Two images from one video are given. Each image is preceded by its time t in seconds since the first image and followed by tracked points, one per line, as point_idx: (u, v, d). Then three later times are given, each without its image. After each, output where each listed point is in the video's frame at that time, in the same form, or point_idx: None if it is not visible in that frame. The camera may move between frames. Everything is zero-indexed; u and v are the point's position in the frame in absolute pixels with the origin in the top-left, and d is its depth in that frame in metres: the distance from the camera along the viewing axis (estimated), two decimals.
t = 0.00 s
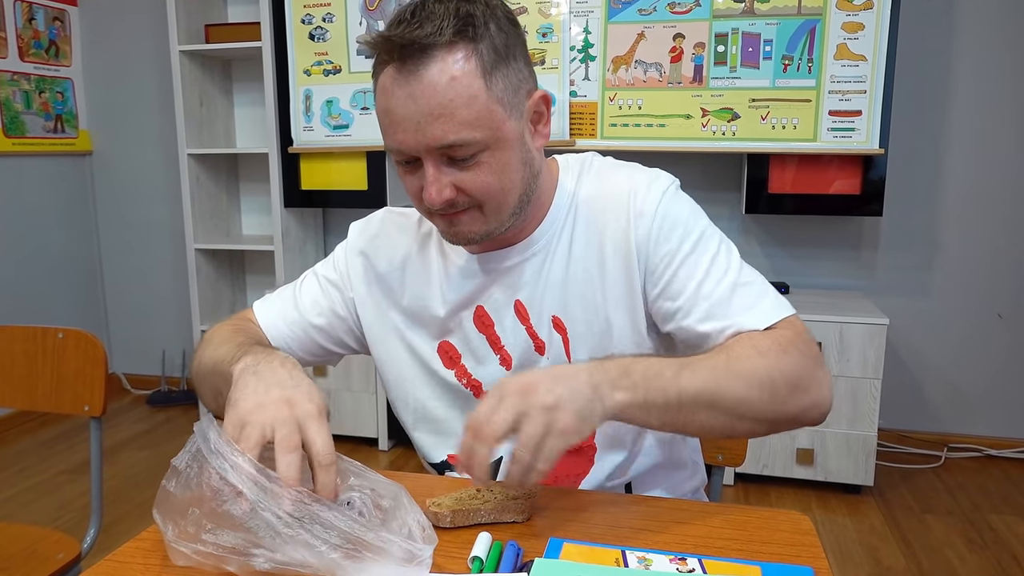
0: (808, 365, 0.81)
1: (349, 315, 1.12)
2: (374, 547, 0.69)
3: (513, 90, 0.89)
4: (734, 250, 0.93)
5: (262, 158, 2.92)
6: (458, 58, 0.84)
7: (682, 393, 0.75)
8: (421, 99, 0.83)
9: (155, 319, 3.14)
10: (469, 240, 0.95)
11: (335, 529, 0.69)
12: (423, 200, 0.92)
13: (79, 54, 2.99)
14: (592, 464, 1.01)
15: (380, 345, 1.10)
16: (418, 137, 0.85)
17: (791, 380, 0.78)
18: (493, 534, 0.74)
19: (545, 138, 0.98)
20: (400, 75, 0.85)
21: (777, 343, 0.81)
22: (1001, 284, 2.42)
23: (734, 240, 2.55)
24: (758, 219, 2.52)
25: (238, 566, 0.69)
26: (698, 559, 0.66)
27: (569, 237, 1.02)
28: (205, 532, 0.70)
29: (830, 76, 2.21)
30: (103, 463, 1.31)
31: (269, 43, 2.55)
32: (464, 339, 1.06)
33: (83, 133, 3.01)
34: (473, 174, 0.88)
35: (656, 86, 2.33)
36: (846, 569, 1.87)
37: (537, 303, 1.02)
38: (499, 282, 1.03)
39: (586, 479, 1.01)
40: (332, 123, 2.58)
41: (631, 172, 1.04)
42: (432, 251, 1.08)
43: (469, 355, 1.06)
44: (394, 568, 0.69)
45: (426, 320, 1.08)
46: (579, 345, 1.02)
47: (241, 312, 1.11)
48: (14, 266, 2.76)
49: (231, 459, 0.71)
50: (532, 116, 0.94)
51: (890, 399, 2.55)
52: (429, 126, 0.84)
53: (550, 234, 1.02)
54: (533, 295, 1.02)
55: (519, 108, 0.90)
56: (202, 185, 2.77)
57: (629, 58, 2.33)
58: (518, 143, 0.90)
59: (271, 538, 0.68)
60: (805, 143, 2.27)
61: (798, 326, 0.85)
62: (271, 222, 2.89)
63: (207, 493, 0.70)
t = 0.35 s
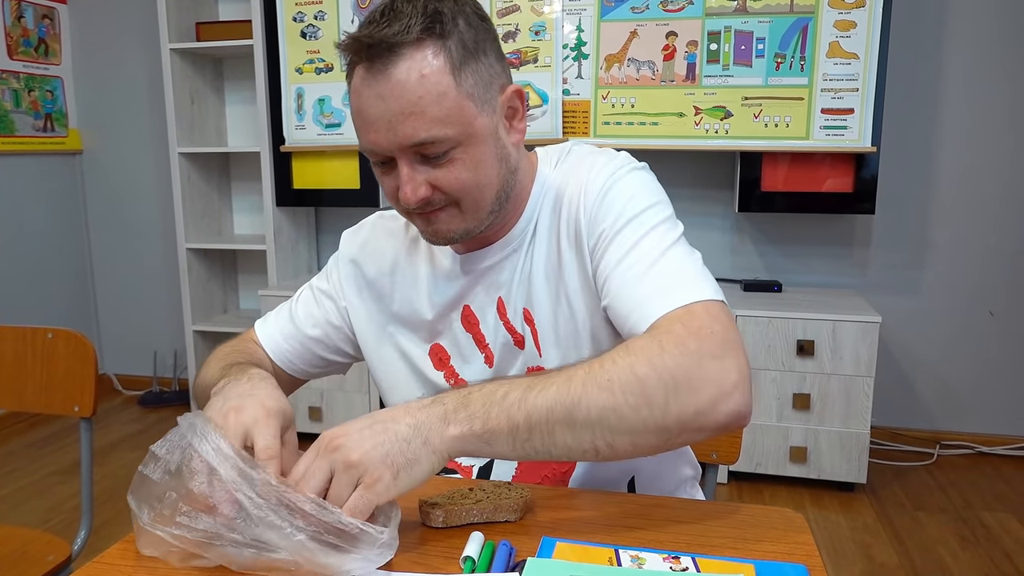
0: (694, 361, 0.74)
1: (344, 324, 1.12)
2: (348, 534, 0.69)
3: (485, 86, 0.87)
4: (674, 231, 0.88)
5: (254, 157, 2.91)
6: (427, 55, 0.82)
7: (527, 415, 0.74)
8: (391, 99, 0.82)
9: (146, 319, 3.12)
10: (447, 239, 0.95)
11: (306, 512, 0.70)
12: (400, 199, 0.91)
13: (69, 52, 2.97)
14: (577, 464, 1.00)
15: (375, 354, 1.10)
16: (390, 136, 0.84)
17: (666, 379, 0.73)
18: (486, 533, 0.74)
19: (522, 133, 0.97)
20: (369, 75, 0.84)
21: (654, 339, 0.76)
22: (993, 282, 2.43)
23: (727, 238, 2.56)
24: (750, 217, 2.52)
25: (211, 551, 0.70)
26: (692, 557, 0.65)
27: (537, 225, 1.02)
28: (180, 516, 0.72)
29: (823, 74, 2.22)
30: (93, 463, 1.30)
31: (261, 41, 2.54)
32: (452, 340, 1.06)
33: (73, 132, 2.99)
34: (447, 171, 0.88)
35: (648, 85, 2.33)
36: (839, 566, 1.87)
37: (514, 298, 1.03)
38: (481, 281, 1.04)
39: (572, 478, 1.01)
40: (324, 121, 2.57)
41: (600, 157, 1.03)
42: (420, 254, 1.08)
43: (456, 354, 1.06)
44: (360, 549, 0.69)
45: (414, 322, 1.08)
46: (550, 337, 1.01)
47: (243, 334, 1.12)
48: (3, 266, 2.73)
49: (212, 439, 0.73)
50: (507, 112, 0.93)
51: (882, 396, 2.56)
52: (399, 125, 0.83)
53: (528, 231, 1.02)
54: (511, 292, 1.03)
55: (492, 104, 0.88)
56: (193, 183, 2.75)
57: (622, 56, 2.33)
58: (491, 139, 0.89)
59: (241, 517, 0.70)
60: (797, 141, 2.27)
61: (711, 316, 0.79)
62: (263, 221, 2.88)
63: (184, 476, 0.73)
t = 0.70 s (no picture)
0: (670, 372, 0.74)
1: (329, 336, 1.11)
2: (354, 537, 0.68)
3: (449, 84, 0.87)
4: (648, 228, 0.88)
5: (247, 158, 2.90)
6: (388, 56, 0.82)
7: (512, 441, 0.71)
8: (354, 102, 0.82)
9: (138, 320, 3.10)
10: (423, 240, 0.94)
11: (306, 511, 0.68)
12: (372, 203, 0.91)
13: (60, 52, 2.95)
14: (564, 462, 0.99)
15: (361, 365, 1.09)
16: (357, 139, 0.83)
17: (646, 393, 0.73)
18: (480, 534, 0.73)
19: (489, 131, 0.96)
20: (334, 80, 0.83)
21: (631, 351, 0.75)
22: (986, 284, 2.43)
23: (720, 239, 2.56)
24: (744, 219, 2.53)
25: (207, 552, 0.69)
26: (688, 558, 0.65)
27: (511, 220, 1.01)
28: (174, 516, 0.71)
29: (816, 76, 2.22)
30: (83, 465, 1.29)
31: (253, 43, 2.53)
32: (435, 342, 1.06)
33: (64, 133, 2.97)
34: (417, 172, 0.87)
35: (642, 86, 2.33)
36: (833, 567, 1.87)
37: (492, 296, 1.02)
38: (459, 283, 1.04)
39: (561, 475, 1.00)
40: (317, 122, 2.55)
41: (573, 151, 1.02)
42: (399, 258, 1.08)
43: (440, 357, 1.06)
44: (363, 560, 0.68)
45: (396, 326, 1.07)
46: (530, 335, 1.00)
47: (230, 354, 1.11)
48: None
49: (220, 441, 0.75)
50: (474, 109, 0.92)
51: (876, 398, 2.56)
52: (366, 127, 0.82)
53: (502, 228, 1.01)
54: (490, 291, 1.03)
55: (458, 102, 0.88)
56: (184, 184, 2.73)
57: (616, 58, 2.33)
58: (460, 136, 0.89)
59: (243, 524, 0.69)
60: (790, 143, 2.27)
61: (686, 320, 0.79)
62: (255, 222, 2.87)
63: (183, 482, 0.72)
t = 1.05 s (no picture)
0: (694, 373, 0.75)
1: (324, 337, 1.10)
2: (368, 537, 0.68)
3: (434, 77, 0.86)
4: (654, 228, 0.89)
5: (240, 159, 2.88)
6: (371, 53, 0.81)
7: (550, 460, 0.72)
8: (339, 99, 0.81)
9: (130, 323, 3.08)
10: (415, 238, 0.93)
11: (317, 502, 0.67)
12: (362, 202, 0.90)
13: (52, 52, 2.93)
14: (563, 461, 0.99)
15: (356, 366, 1.08)
16: (344, 136, 0.82)
17: (675, 398, 0.74)
18: (480, 533, 0.72)
19: (478, 125, 0.95)
20: (318, 79, 0.82)
21: (656, 357, 0.75)
22: (980, 284, 2.44)
23: (715, 240, 2.56)
24: (739, 220, 2.53)
25: (204, 547, 0.67)
26: (691, 555, 0.64)
27: (506, 219, 1.01)
28: (171, 507, 0.68)
29: (811, 77, 2.22)
30: (75, 467, 1.27)
31: (247, 43, 2.52)
32: (431, 343, 1.05)
33: (56, 134, 2.95)
34: (406, 167, 0.86)
35: (637, 87, 2.33)
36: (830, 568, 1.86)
37: (488, 295, 1.02)
38: (453, 282, 1.03)
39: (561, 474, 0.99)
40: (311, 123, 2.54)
41: (564, 149, 1.02)
42: (393, 256, 1.08)
43: (435, 357, 1.05)
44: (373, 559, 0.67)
45: (391, 327, 1.06)
46: (530, 335, 1.00)
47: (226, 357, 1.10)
48: None
49: (217, 427, 0.70)
50: (460, 103, 0.92)
51: (871, 398, 2.57)
52: (352, 124, 0.82)
53: (496, 226, 1.00)
54: (486, 290, 1.02)
55: (444, 96, 0.87)
56: (177, 185, 2.71)
57: (612, 58, 2.33)
58: (447, 130, 0.88)
59: (250, 524, 0.66)
60: (785, 143, 2.27)
61: (703, 320, 0.80)
62: (248, 224, 2.85)
63: (183, 474, 0.68)
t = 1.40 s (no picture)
0: (712, 372, 0.74)
1: (317, 341, 1.08)
2: (343, 543, 0.66)
3: (436, 72, 0.85)
4: (660, 228, 0.88)
5: (232, 162, 2.86)
6: (372, 44, 0.80)
7: (564, 457, 0.70)
8: (339, 91, 0.80)
9: (121, 327, 3.05)
10: (413, 237, 0.92)
11: (298, 501, 0.67)
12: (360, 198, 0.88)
13: (42, 54, 2.90)
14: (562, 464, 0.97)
15: (351, 370, 1.06)
16: (343, 130, 0.81)
17: (691, 397, 0.73)
18: (476, 539, 0.70)
19: (478, 122, 0.95)
20: (317, 71, 0.81)
21: (674, 355, 0.74)
22: (974, 287, 2.44)
23: (710, 244, 2.55)
24: (733, 223, 2.52)
25: (179, 546, 0.67)
26: (693, 561, 0.63)
27: (506, 216, 0.99)
28: (147, 504, 0.69)
29: (806, 79, 2.22)
30: (61, 473, 1.25)
31: (239, 45, 2.49)
32: (427, 347, 1.03)
33: (46, 136, 2.93)
34: (405, 163, 0.85)
35: (632, 89, 2.32)
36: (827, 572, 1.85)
37: (486, 298, 1.00)
38: (451, 284, 1.01)
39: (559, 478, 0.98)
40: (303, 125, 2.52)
41: (568, 147, 1.01)
42: (387, 257, 1.06)
43: (432, 361, 1.03)
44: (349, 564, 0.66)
45: (386, 329, 1.05)
46: (530, 339, 0.98)
47: (216, 364, 1.08)
48: None
49: (204, 428, 0.74)
50: (461, 99, 0.91)
51: (866, 402, 2.56)
52: (351, 117, 0.80)
53: (495, 226, 0.99)
54: (485, 293, 1.00)
55: (445, 91, 0.86)
56: (168, 187, 2.69)
57: (606, 60, 2.32)
58: (448, 126, 0.87)
59: (228, 521, 0.67)
60: (780, 145, 2.26)
61: (715, 319, 0.79)
62: (240, 227, 2.83)
63: (168, 474, 0.70)
